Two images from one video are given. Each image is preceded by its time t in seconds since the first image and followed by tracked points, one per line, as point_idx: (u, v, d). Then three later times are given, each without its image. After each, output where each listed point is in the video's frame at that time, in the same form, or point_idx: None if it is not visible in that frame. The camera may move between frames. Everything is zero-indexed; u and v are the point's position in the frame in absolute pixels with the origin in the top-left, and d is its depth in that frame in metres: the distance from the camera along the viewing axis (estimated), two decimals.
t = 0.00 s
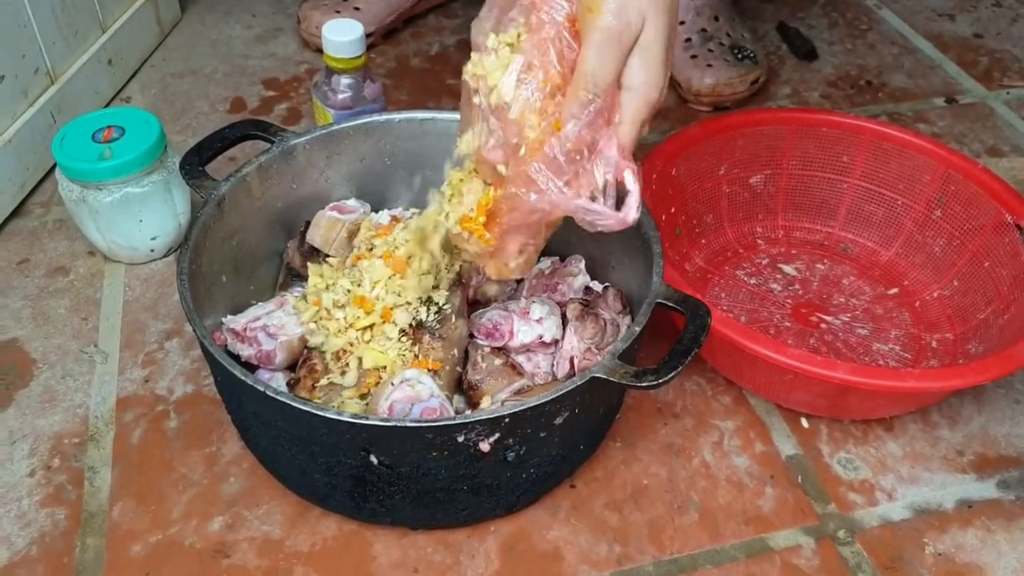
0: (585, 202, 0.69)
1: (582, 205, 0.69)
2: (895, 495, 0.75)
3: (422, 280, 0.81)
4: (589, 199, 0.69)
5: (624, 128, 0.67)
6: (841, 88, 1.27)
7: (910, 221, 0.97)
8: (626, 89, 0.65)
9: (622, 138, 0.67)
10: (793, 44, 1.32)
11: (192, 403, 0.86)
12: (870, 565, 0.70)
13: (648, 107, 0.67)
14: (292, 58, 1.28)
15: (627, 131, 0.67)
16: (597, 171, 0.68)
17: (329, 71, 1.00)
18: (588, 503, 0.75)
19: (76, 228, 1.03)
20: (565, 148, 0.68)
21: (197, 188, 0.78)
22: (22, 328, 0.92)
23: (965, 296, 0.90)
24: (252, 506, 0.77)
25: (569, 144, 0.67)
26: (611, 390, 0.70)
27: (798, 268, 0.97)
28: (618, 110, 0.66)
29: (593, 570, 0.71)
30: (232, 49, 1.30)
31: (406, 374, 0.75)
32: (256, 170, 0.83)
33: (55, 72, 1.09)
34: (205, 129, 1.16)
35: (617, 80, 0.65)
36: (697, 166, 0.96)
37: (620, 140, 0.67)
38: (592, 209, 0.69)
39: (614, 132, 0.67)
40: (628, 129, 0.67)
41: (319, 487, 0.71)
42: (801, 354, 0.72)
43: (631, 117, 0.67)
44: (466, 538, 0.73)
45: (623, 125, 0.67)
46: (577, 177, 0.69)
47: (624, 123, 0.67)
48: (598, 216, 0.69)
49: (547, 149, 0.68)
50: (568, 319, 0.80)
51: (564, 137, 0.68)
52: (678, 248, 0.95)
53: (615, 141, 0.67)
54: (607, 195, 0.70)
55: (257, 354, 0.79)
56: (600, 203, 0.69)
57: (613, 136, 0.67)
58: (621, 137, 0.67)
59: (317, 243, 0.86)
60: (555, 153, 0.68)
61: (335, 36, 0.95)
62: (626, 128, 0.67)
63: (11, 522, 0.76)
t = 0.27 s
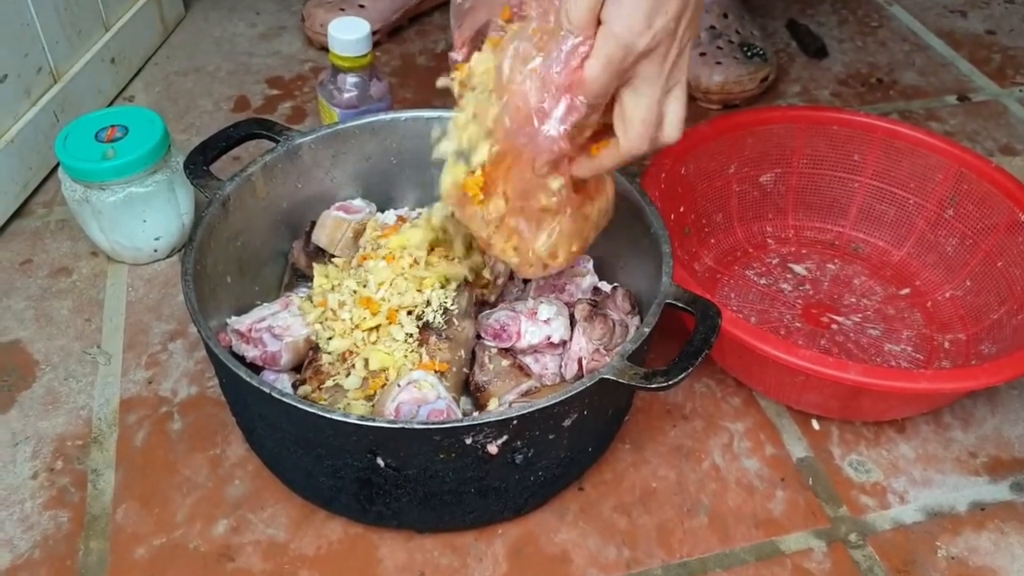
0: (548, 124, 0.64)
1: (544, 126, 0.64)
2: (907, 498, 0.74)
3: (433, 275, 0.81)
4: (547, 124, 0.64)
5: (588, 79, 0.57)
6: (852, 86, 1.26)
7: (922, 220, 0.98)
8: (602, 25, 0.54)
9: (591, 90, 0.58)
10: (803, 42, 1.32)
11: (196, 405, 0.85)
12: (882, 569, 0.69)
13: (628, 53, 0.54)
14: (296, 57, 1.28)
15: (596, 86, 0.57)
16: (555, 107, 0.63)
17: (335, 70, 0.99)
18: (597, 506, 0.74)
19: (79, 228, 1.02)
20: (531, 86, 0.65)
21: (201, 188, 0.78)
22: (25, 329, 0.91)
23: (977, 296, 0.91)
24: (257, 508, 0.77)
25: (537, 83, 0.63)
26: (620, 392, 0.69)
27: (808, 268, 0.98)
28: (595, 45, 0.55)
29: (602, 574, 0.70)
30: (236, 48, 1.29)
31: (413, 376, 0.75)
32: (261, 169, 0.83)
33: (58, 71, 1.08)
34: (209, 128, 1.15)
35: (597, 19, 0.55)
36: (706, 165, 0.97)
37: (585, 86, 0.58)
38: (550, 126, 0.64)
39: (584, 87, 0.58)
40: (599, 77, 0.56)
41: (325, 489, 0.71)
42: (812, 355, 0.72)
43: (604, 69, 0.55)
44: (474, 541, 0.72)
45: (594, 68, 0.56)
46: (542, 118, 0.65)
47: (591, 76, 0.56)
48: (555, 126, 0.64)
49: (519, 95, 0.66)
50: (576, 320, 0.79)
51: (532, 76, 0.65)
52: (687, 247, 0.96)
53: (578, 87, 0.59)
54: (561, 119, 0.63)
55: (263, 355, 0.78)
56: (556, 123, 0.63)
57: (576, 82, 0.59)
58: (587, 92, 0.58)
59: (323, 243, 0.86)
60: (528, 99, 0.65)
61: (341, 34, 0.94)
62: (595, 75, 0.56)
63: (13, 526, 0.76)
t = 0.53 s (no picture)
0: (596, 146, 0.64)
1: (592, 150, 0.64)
2: (922, 502, 0.73)
3: (442, 275, 0.80)
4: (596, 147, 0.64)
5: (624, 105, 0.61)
6: (864, 83, 1.25)
7: (937, 219, 0.98)
8: (637, 56, 0.60)
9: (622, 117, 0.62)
10: (815, 39, 1.31)
11: (201, 407, 0.84)
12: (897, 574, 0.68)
13: (658, 87, 0.60)
14: (302, 55, 1.27)
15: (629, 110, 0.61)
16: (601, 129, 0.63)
17: (341, 68, 0.98)
18: (607, 510, 0.73)
19: (82, 229, 1.01)
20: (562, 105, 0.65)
21: (206, 188, 0.77)
22: (28, 331, 0.91)
23: (993, 296, 0.91)
24: (263, 513, 0.76)
25: (572, 108, 0.64)
26: (631, 394, 0.68)
27: (822, 268, 0.98)
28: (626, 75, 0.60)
29: None
30: (240, 46, 1.28)
31: (421, 379, 0.74)
32: (267, 169, 0.82)
33: (61, 70, 1.07)
34: (214, 127, 1.14)
35: (632, 49, 0.60)
36: (718, 164, 0.97)
37: (620, 109, 0.61)
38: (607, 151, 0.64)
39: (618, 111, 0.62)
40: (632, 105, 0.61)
41: (332, 494, 0.70)
42: (827, 357, 0.70)
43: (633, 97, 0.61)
44: (483, 546, 0.71)
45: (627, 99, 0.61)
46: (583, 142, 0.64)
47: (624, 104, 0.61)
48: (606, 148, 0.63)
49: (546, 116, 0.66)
50: (586, 322, 0.78)
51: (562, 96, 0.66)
52: (698, 248, 0.96)
53: (616, 111, 0.62)
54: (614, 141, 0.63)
55: (268, 357, 0.77)
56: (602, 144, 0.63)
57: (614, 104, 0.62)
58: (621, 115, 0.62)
59: (329, 244, 0.85)
60: (557, 119, 0.66)
61: (349, 32, 0.93)
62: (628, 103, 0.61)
63: (17, 530, 0.75)
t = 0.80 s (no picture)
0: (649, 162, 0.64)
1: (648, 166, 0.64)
2: (942, 509, 0.72)
3: (450, 284, 0.79)
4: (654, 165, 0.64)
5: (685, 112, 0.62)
6: (875, 81, 1.24)
7: (953, 219, 0.96)
8: (685, 54, 0.60)
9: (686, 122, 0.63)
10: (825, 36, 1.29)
11: (207, 411, 0.83)
12: None
13: (707, 75, 0.62)
14: (305, 54, 1.25)
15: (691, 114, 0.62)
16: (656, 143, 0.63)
17: (347, 67, 0.97)
18: (620, 516, 0.72)
19: (86, 230, 1.00)
20: (607, 116, 0.65)
21: (213, 189, 0.75)
22: (32, 333, 0.90)
23: (1012, 298, 0.90)
24: (270, 519, 0.74)
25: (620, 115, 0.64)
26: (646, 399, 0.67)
27: (836, 269, 0.96)
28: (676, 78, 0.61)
29: None
30: (243, 45, 1.27)
31: (430, 383, 0.73)
32: (274, 170, 0.80)
33: (64, 69, 1.06)
34: (219, 127, 1.13)
35: (678, 46, 0.60)
36: (729, 163, 0.95)
37: (679, 117, 0.62)
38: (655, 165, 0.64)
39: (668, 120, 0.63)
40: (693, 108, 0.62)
41: (341, 500, 0.69)
42: (845, 361, 0.69)
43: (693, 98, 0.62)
44: (494, 553, 0.70)
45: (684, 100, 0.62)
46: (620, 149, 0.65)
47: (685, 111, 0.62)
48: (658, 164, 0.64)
49: (584, 126, 0.65)
50: (597, 324, 0.78)
51: (602, 103, 0.65)
52: (710, 248, 0.95)
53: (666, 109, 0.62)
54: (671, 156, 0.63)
55: (275, 360, 0.76)
56: (657, 160, 0.64)
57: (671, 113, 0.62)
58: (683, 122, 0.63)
59: (337, 245, 0.84)
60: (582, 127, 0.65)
61: (354, 30, 0.92)
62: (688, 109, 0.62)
63: (21, 536, 0.74)
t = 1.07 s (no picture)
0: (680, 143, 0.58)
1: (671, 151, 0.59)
2: (967, 517, 0.71)
3: (459, 290, 0.77)
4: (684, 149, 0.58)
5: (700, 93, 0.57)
6: (889, 79, 1.22)
7: (972, 220, 0.94)
8: (692, 33, 0.55)
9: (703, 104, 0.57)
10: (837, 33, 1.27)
11: (213, 416, 0.81)
12: None
13: (716, 54, 0.57)
14: (310, 53, 1.24)
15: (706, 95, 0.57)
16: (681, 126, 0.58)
17: (355, 65, 0.95)
18: (636, 524, 0.70)
19: (90, 231, 0.99)
20: (623, 121, 0.61)
21: (219, 190, 0.74)
22: (36, 336, 0.88)
23: None
24: (278, 526, 0.73)
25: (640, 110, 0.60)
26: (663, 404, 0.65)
27: (852, 271, 0.95)
28: (683, 58, 0.57)
29: None
30: (247, 44, 1.26)
31: (441, 388, 0.71)
32: (281, 170, 0.79)
33: (67, 69, 1.05)
34: (224, 127, 1.12)
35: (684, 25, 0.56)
36: (743, 162, 0.94)
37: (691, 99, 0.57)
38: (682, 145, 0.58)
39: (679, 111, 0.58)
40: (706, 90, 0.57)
41: (352, 508, 0.67)
42: (866, 365, 0.68)
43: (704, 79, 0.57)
44: (507, 562, 0.69)
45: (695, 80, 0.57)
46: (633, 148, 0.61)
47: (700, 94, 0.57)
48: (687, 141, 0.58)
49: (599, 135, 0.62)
50: (611, 328, 0.76)
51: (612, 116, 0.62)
52: (725, 249, 0.93)
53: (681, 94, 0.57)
54: (705, 129, 0.58)
55: (283, 364, 0.75)
56: (687, 138, 0.58)
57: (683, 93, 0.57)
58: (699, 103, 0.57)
59: (345, 246, 0.83)
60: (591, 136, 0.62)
61: (360, 28, 0.90)
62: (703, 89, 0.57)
63: (25, 543, 0.72)
